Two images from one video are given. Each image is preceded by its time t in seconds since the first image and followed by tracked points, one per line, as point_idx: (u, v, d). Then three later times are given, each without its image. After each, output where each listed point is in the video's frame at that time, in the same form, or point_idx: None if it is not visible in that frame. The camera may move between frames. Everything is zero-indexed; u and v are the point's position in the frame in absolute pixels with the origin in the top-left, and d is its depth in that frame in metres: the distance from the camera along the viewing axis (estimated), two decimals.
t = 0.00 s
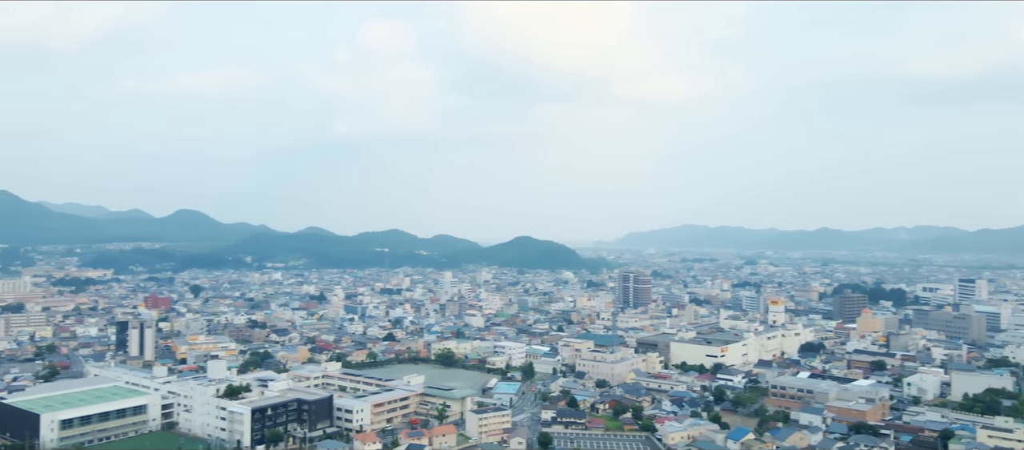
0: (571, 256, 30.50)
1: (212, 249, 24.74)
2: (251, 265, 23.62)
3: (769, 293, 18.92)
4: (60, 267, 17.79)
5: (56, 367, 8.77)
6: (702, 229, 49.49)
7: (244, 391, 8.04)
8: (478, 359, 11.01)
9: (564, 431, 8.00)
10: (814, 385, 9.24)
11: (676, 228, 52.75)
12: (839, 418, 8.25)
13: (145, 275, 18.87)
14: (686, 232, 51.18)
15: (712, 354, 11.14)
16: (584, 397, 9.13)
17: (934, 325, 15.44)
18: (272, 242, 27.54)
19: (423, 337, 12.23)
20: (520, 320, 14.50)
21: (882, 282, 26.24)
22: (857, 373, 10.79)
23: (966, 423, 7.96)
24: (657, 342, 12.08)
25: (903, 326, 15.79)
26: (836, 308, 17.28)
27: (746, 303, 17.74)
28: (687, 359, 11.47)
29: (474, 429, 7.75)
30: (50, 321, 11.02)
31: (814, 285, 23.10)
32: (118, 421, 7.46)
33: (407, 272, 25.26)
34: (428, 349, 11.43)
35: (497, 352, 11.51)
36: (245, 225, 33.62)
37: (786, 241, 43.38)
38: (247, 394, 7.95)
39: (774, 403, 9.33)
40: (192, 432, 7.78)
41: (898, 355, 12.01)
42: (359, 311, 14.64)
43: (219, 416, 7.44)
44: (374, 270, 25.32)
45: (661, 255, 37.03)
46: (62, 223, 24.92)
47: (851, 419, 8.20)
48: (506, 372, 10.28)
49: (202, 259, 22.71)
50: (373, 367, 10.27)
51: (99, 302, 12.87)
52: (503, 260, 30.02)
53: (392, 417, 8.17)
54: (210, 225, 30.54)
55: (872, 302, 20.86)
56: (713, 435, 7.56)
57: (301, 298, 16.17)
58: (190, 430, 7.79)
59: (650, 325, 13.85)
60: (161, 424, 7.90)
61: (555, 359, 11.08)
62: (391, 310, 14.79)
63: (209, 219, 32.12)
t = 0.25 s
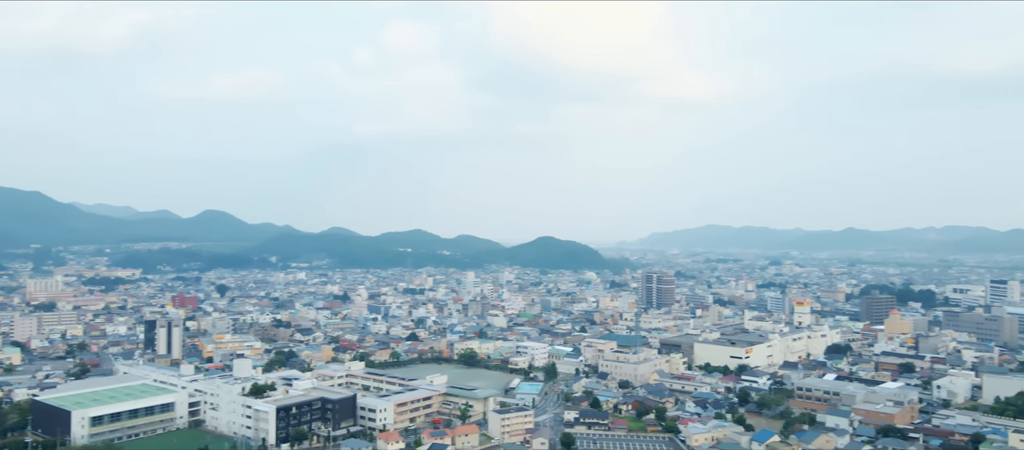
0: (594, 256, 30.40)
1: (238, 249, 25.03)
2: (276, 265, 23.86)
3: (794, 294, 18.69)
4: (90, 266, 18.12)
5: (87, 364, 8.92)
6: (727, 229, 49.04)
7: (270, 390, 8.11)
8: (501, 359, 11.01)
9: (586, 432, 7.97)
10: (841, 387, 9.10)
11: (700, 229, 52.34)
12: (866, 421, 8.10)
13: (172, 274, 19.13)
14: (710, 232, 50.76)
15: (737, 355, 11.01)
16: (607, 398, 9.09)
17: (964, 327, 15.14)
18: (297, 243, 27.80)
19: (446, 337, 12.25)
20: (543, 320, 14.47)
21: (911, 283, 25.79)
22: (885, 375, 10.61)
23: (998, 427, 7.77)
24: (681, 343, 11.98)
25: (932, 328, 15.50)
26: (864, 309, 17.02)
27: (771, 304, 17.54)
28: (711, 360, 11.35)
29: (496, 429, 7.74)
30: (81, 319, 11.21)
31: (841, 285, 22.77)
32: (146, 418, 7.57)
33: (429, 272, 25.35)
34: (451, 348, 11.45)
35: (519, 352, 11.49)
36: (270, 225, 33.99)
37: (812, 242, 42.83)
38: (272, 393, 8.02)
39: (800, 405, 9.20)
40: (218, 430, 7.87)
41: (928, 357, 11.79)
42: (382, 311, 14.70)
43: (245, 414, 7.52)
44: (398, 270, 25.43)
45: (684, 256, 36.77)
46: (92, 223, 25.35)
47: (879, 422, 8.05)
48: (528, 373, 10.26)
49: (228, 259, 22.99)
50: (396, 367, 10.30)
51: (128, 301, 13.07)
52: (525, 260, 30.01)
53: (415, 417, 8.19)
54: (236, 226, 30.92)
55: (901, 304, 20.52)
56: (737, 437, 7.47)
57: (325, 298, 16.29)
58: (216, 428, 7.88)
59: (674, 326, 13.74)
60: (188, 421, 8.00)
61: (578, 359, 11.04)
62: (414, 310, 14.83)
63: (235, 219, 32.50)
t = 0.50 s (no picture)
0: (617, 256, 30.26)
1: (263, 249, 25.29)
2: (300, 265, 24.06)
3: (820, 295, 18.43)
4: (119, 266, 18.41)
5: (117, 362, 9.07)
6: (751, 230, 48.53)
7: (294, 388, 8.18)
8: (523, 359, 10.99)
9: (609, 432, 7.93)
10: (869, 389, 8.94)
11: (724, 229, 51.86)
12: (894, 424, 7.96)
13: (199, 274, 19.38)
14: (734, 232, 50.27)
15: (762, 356, 10.87)
16: (630, 399, 9.03)
17: (996, 329, 14.82)
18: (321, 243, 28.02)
19: (468, 337, 12.26)
20: (566, 321, 14.42)
21: (941, 285, 25.29)
22: (914, 378, 10.42)
23: None
24: (705, 344, 11.87)
25: (963, 330, 15.19)
26: (892, 310, 16.73)
27: (796, 305, 17.30)
28: (736, 361, 11.22)
29: (519, 429, 7.74)
30: (110, 318, 11.40)
31: (869, 286, 22.41)
32: (174, 415, 7.69)
33: (452, 272, 25.42)
34: (474, 348, 11.46)
35: (542, 352, 11.46)
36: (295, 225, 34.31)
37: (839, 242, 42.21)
38: (297, 392, 8.09)
39: (826, 407, 9.07)
40: (243, 427, 7.96)
41: (958, 359, 11.55)
42: (405, 311, 14.77)
43: (270, 412, 7.59)
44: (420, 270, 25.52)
45: (708, 256, 36.45)
46: (121, 224, 25.78)
47: (907, 425, 7.91)
48: (551, 373, 10.23)
49: (253, 258, 23.24)
50: (419, 366, 10.33)
51: (156, 300, 13.27)
52: (547, 260, 29.95)
53: (438, 416, 8.21)
54: (261, 226, 31.25)
55: (930, 305, 20.14)
56: (762, 439, 7.38)
57: (349, 298, 16.40)
58: (242, 426, 7.97)
59: (697, 326, 13.62)
60: (215, 419, 8.10)
61: (601, 360, 10.98)
62: (437, 310, 14.87)
63: (260, 219, 32.86)
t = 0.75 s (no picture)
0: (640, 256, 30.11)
1: (288, 250, 25.53)
2: (324, 264, 24.26)
3: (847, 296, 18.15)
4: (148, 265, 18.70)
5: (145, 361, 9.21)
6: (776, 231, 48.00)
7: (318, 387, 8.24)
8: (546, 359, 10.97)
9: (632, 433, 7.88)
10: (897, 392, 8.78)
11: (749, 229, 51.36)
12: (923, 428, 7.81)
13: (225, 274, 19.61)
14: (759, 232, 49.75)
15: (787, 358, 10.72)
16: (652, 400, 8.97)
17: None
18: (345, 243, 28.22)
19: (491, 337, 12.27)
20: (588, 321, 14.36)
21: (972, 286, 24.77)
22: (944, 381, 10.21)
23: None
24: (729, 345, 11.75)
25: (995, 332, 14.86)
26: (921, 312, 16.42)
27: (823, 306, 17.06)
28: (760, 362, 11.08)
29: (541, 429, 7.72)
30: (139, 317, 11.58)
31: (897, 287, 22.02)
32: (200, 413, 7.79)
33: (475, 272, 25.47)
34: (496, 348, 11.46)
35: (565, 352, 11.42)
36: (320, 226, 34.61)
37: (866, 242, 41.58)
38: (320, 390, 8.14)
39: (853, 410, 8.92)
40: (268, 426, 8.03)
41: (990, 362, 11.30)
42: (427, 310, 14.81)
43: (294, 410, 7.66)
44: (443, 270, 25.60)
45: (733, 256, 36.12)
46: (150, 224, 26.19)
47: (937, 428, 7.75)
48: (573, 373, 10.19)
49: (278, 258, 23.49)
50: (442, 366, 10.34)
51: (184, 299, 13.45)
52: (570, 261, 29.88)
53: (461, 416, 8.22)
54: (286, 226, 31.57)
55: (961, 307, 19.75)
56: (787, 441, 7.28)
57: (372, 297, 16.49)
58: (267, 424, 8.04)
59: (721, 327, 13.48)
60: (240, 417, 8.19)
61: (624, 360, 10.92)
62: (459, 310, 14.90)
63: (285, 220, 33.17)
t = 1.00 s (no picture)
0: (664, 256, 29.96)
1: (312, 250, 25.75)
2: (348, 264, 24.43)
3: (875, 297, 17.86)
4: (175, 265, 18.97)
5: (172, 359, 9.33)
6: (802, 231, 47.45)
7: (342, 386, 8.29)
8: (568, 359, 10.93)
9: (656, 435, 7.83)
10: (926, 395, 8.62)
11: (774, 229, 50.89)
12: (953, 431, 7.66)
13: (250, 273, 19.82)
14: (785, 232, 49.21)
15: (813, 359, 10.57)
16: (676, 401, 8.89)
17: None
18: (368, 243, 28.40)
19: (513, 337, 12.26)
20: (611, 322, 14.29)
21: (1004, 287, 24.25)
22: (974, 384, 10.00)
23: None
24: (754, 346, 11.62)
25: None
26: (951, 313, 16.11)
27: (850, 307, 16.80)
28: (786, 364, 10.93)
29: (564, 430, 7.69)
30: (166, 315, 11.74)
31: (927, 289, 21.62)
32: (226, 411, 7.87)
33: (498, 272, 25.50)
34: (519, 349, 11.45)
35: (588, 353, 11.37)
36: (343, 226, 34.87)
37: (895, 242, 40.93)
38: (344, 390, 8.19)
39: (881, 412, 8.78)
40: (293, 424, 8.10)
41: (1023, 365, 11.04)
42: (450, 310, 14.85)
43: (318, 409, 7.71)
44: (466, 270, 25.64)
45: (757, 256, 35.80)
46: (177, 225, 26.55)
47: (967, 432, 7.58)
48: (596, 374, 10.14)
49: (302, 258, 23.70)
50: (464, 366, 10.35)
51: (210, 298, 13.61)
52: (593, 261, 29.78)
53: (483, 416, 8.22)
54: (310, 226, 31.85)
55: (992, 308, 19.34)
56: (814, 444, 7.18)
57: (395, 297, 16.56)
58: (291, 422, 8.11)
59: (746, 328, 13.33)
60: (266, 415, 8.27)
61: (647, 361, 10.84)
62: (482, 310, 14.91)
63: (309, 220, 33.44)
